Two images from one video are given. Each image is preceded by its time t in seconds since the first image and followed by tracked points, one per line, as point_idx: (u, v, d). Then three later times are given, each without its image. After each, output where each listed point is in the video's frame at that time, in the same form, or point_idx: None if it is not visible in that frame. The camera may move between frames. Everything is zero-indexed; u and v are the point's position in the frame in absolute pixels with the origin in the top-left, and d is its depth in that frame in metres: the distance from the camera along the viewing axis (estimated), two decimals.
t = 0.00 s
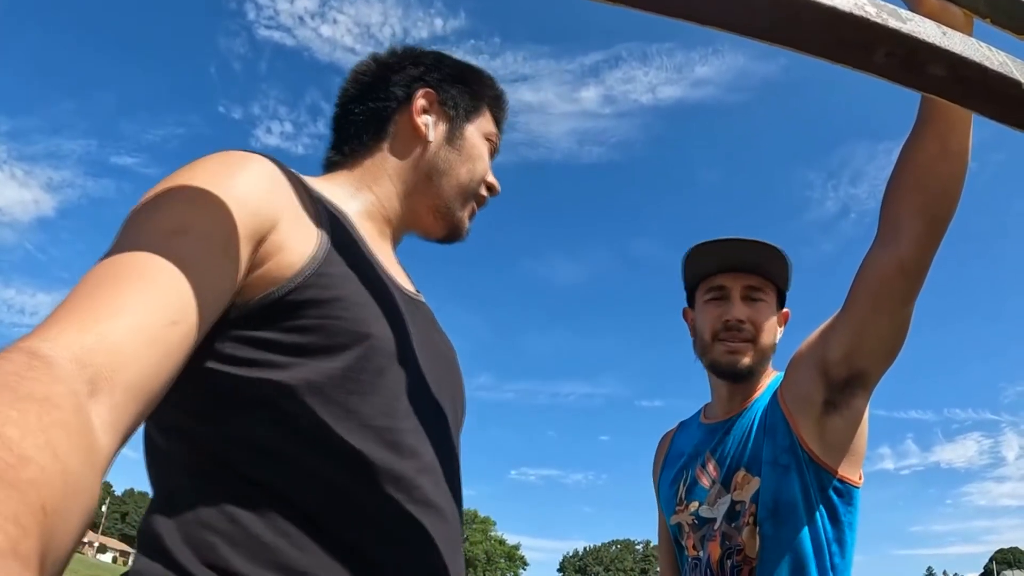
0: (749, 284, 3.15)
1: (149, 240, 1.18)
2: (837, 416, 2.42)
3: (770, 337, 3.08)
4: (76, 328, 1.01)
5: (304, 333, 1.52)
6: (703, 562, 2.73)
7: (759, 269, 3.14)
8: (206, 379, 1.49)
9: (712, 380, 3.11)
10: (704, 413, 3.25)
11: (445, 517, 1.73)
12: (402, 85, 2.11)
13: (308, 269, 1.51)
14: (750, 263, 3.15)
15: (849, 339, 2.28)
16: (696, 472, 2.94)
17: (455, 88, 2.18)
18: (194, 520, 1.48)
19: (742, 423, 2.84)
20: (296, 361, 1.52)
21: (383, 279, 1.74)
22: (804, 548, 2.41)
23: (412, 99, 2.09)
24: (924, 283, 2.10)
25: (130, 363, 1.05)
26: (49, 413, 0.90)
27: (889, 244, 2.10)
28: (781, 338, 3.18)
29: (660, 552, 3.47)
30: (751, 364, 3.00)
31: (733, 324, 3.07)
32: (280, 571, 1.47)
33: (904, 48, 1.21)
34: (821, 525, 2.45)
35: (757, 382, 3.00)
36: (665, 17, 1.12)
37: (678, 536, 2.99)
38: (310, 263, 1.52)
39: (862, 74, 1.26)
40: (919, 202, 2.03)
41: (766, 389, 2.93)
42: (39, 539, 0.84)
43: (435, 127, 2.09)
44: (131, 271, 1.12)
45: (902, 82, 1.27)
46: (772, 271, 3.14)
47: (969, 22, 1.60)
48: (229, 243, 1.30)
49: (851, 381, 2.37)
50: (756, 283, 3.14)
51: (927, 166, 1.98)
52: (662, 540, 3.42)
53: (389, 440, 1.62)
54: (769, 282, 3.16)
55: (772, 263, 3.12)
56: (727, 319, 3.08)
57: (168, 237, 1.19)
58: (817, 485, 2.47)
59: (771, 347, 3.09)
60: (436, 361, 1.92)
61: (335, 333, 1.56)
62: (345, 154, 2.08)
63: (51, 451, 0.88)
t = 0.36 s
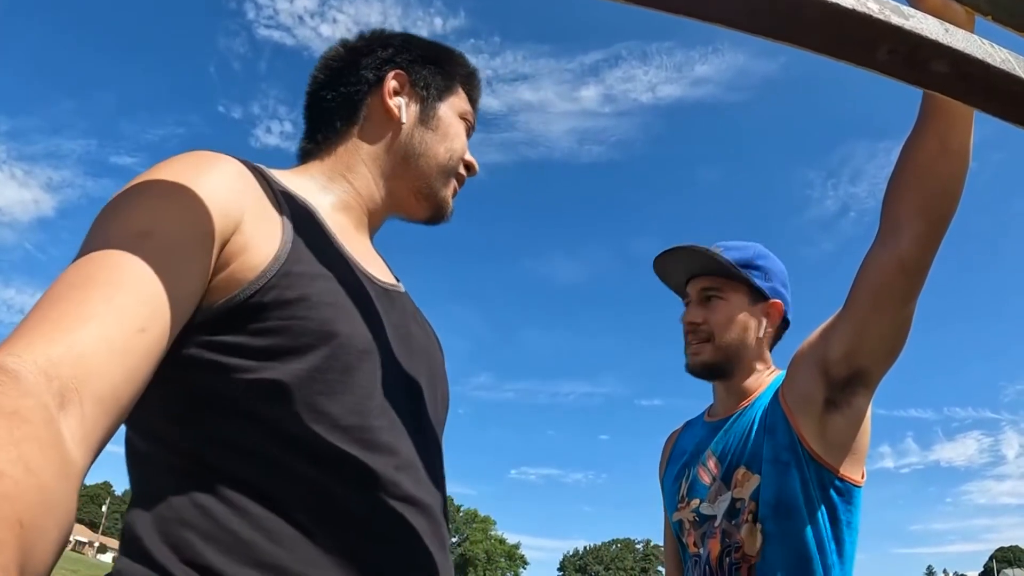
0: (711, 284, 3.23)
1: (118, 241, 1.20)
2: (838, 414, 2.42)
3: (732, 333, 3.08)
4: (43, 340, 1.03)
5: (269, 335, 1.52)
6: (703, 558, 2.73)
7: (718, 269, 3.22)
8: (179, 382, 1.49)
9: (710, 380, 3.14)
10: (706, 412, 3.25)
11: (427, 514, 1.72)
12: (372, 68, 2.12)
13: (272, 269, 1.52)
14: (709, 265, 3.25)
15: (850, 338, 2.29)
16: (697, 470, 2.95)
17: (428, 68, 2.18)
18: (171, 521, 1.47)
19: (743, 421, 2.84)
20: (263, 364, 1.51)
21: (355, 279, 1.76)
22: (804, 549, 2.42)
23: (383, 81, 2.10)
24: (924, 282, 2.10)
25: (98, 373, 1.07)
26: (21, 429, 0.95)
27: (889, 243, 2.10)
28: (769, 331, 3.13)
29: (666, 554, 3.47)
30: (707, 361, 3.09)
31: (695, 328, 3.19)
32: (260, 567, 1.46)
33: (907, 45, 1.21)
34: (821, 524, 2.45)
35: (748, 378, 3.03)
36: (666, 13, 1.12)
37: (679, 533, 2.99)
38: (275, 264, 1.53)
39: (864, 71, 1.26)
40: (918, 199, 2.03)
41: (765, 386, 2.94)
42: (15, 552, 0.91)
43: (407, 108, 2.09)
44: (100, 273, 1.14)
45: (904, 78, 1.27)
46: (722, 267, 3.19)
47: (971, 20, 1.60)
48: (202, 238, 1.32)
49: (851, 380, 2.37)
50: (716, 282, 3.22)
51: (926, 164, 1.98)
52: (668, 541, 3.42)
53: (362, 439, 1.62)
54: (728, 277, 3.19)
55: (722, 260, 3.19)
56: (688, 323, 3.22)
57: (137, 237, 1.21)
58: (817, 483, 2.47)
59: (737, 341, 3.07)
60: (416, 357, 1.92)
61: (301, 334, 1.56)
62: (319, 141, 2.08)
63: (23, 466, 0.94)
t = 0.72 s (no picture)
0: (698, 287, 3.27)
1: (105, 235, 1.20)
2: (838, 412, 2.43)
3: (726, 329, 3.09)
4: (29, 336, 1.03)
5: (257, 333, 1.52)
6: (700, 554, 2.74)
7: (701, 273, 3.28)
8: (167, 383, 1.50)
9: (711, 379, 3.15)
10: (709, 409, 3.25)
11: (414, 512, 1.73)
12: (354, 68, 2.12)
13: (259, 267, 1.52)
14: (692, 271, 3.31)
15: (851, 337, 2.29)
16: (695, 466, 2.95)
17: (408, 68, 2.19)
18: (157, 519, 1.48)
19: (742, 418, 2.85)
20: (250, 361, 1.52)
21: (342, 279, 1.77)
22: (803, 547, 2.42)
23: (365, 80, 2.10)
24: (925, 282, 2.11)
25: (82, 369, 1.06)
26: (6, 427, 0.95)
27: (889, 242, 2.11)
28: (763, 328, 3.13)
29: (663, 550, 3.48)
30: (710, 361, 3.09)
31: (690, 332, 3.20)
32: (247, 565, 1.47)
33: (907, 43, 1.21)
34: (821, 521, 2.46)
35: (748, 376, 3.03)
36: (666, 11, 1.12)
37: (678, 529, 3.00)
38: (263, 262, 1.53)
39: (864, 69, 1.26)
40: (918, 199, 2.03)
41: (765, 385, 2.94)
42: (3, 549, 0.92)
43: (390, 107, 2.09)
44: (88, 268, 1.14)
45: (905, 76, 1.28)
46: (710, 270, 3.23)
47: (970, 18, 1.60)
48: (190, 234, 1.32)
49: (853, 378, 2.37)
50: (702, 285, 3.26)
51: (926, 164, 1.98)
52: (667, 541, 3.42)
53: (348, 436, 1.62)
54: (716, 279, 3.23)
55: (700, 264, 3.25)
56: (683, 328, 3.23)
57: (126, 230, 1.21)
58: (818, 481, 2.48)
59: (734, 337, 3.08)
60: (403, 357, 1.92)
61: (288, 332, 1.56)
62: (303, 140, 2.07)
63: (9, 463, 0.95)
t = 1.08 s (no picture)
0: (720, 284, 3.25)
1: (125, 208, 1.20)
2: (836, 412, 2.43)
3: (752, 329, 3.08)
4: (37, 300, 1.00)
5: (280, 319, 1.53)
6: (698, 554, 2.74)
7: (728, 268, 3.25)
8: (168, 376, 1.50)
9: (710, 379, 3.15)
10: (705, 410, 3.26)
11: (413, 507, 1.74)
12: (346, 74, 2.13)
13: (282, 255, 1.53)
14: (717, 265, 3.28)
15: (848, 337, 2.29)
16: (694, 466, 2.95)
17: (399, 74, 2.20)
18: (168, 518, 1.47)
19: (741, 418, 2.85)
20: (271, 346, 1.52)
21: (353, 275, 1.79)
22: (800, 545, 2.43)
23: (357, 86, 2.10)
24: (922, 281, 2.11)
25: (87, 340, 1.04)
26: (10, 390, 0.89)
27: (886, 243, 2.11)
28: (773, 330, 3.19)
29: (662, 550, 3.49)
30: (735, 359, 3.01)
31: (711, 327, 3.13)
32: (261, 566, 1.47)
33: (904, 47, 1.22)
34: (820, 521, 2.45)
35: (749, 377, 3.02)
36: (661, 15, 1.12)
37: (676, 530, 3.00)
38: (284, 251, 1.53)
39: (861, 72, 1.27)
40: (916, 200, 2.04)
41: (763, 385, 2.94)
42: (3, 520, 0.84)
43: (382, 112, 2.10)
44: (105, 240, 1.13)
45: (902, 80, 1.28)
46: (738, 266, 3.23)
47: (967, 20, 1.60)
48: (210, 217, 1.32)
49: (851, 377, 2.37)
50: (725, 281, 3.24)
51: (924, 165, 1.98)
52: (666, 540, 3.42)
53: (359, 426, 1.64)
54: (743, 278, 3.23)
55: (731, 258, 3.22)
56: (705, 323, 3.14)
57: (147, 206, 1.21)
58: (815, 480, 2.48)
59: (756, 339, 3.08)
60: (400, 355, 1.93)
61: (308, 319, 1.58)
62: (299, 145, 2.07)
63: (10, 431, 0.88)
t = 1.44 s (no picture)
0: (735, 281, 3.22)
1: (113, 211, 1.19)
2: (836, 411, 2.42)
3: (763, 331, 3.10)
4: (26, 308, 1.00)
5: (258, 323, 1.52)
6: (698, 555, 2.74)
7: (746, 266, 3.20)
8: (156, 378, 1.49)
9: (710, 377, 3.14)
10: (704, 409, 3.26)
11: (397, 504, 1.75)
12: (334, 72, 2.14)
13: (261, 259, 1.52)
14: (735, 262, 3.23)
15: (848, 337, 2.29)
16: (693, 467, 2.95)
17: (388, 64, 2.16)
18: (144, 514, 1.46)
19: (740, 418, 2.84)
20: (250, 351, 1.52)
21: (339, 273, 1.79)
22: (802, 545, 2.42)
23: (342, 82, 2.11)
24: (922, 281, 2.11)
25: (77, 347, 1.04)
26: None
27: (888, 243, 2.10)
28: (774, 331, 3.18)
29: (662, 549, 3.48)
30: (745, 360, 3.01)
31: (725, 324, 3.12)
32: (235, 560, 1.47)
33: (907, 44, 1.21)
34: (820, 521, 2.45)
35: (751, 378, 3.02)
36: (660, 11, 1.11)
37: (676, 531, 2.99)
38: (264, 255, 1.53)
39: (863, 70, 1.26)
40: (917, 199, 2.03)
41: (762, 386, 2.94)
42: None
43: (367, 105, 2.09)
44: (95, 245, 1.12)
45: (904, 78, 1.28)
46: (754, 265, 3.19)
47: (969, 18, 1.60)
48: (195, 220, 1.32)
49: (851, 376, 2.37)
50: (740, 280, 3.21)
51: (926, 164, 1.98)
52: (665, 539, 3.42)
53: (338, 429, 1.63)
54: (756, 278, 3.21)
55: (751, 258, 3.19)
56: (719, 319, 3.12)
57: (133, 209, 1.20)
58: (816, 479, 2.47)
59: (765, 342, 3.09)
60: (389, 354, 1.92)
61: (287, 323, 1.57)
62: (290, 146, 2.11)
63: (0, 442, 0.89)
